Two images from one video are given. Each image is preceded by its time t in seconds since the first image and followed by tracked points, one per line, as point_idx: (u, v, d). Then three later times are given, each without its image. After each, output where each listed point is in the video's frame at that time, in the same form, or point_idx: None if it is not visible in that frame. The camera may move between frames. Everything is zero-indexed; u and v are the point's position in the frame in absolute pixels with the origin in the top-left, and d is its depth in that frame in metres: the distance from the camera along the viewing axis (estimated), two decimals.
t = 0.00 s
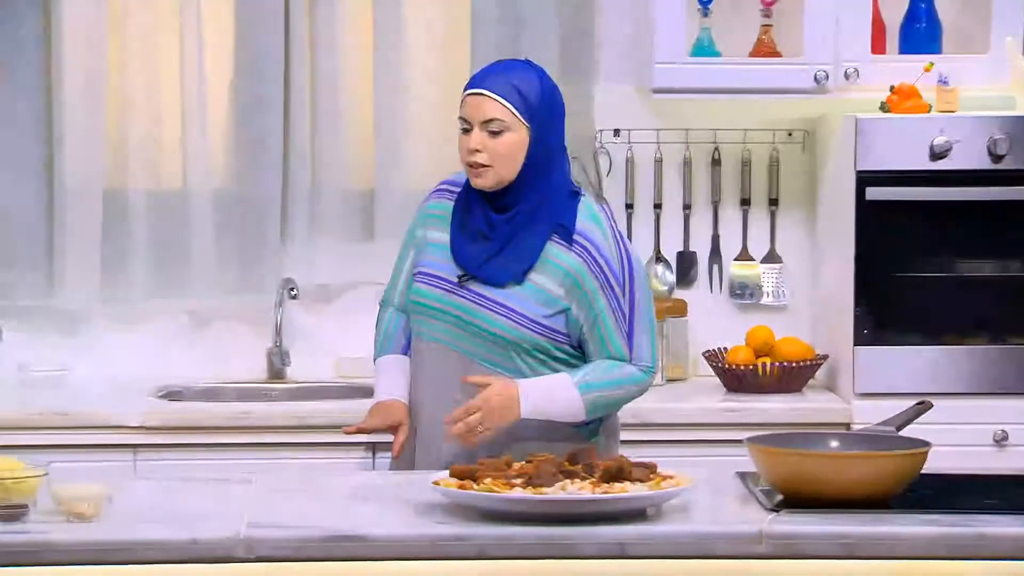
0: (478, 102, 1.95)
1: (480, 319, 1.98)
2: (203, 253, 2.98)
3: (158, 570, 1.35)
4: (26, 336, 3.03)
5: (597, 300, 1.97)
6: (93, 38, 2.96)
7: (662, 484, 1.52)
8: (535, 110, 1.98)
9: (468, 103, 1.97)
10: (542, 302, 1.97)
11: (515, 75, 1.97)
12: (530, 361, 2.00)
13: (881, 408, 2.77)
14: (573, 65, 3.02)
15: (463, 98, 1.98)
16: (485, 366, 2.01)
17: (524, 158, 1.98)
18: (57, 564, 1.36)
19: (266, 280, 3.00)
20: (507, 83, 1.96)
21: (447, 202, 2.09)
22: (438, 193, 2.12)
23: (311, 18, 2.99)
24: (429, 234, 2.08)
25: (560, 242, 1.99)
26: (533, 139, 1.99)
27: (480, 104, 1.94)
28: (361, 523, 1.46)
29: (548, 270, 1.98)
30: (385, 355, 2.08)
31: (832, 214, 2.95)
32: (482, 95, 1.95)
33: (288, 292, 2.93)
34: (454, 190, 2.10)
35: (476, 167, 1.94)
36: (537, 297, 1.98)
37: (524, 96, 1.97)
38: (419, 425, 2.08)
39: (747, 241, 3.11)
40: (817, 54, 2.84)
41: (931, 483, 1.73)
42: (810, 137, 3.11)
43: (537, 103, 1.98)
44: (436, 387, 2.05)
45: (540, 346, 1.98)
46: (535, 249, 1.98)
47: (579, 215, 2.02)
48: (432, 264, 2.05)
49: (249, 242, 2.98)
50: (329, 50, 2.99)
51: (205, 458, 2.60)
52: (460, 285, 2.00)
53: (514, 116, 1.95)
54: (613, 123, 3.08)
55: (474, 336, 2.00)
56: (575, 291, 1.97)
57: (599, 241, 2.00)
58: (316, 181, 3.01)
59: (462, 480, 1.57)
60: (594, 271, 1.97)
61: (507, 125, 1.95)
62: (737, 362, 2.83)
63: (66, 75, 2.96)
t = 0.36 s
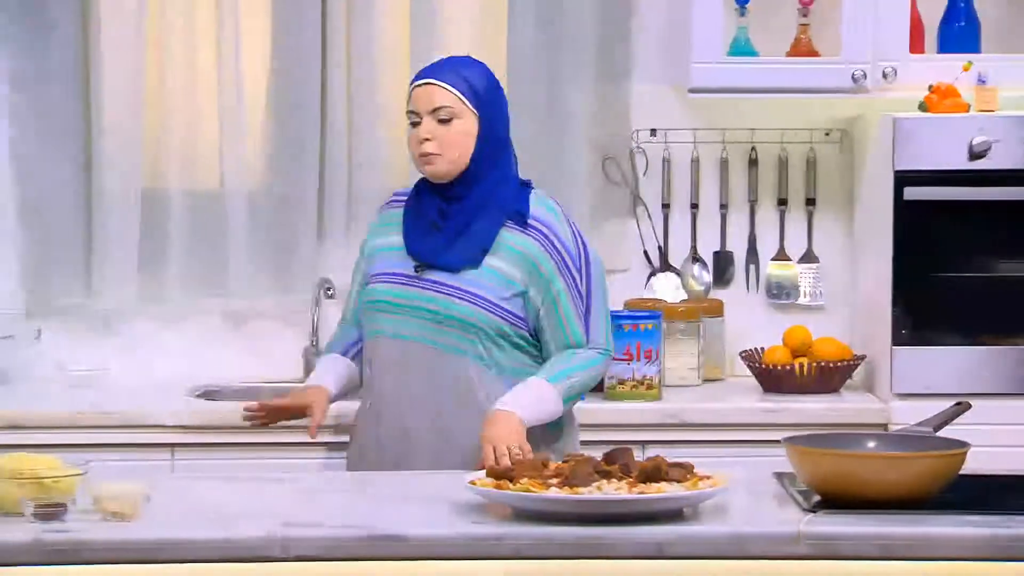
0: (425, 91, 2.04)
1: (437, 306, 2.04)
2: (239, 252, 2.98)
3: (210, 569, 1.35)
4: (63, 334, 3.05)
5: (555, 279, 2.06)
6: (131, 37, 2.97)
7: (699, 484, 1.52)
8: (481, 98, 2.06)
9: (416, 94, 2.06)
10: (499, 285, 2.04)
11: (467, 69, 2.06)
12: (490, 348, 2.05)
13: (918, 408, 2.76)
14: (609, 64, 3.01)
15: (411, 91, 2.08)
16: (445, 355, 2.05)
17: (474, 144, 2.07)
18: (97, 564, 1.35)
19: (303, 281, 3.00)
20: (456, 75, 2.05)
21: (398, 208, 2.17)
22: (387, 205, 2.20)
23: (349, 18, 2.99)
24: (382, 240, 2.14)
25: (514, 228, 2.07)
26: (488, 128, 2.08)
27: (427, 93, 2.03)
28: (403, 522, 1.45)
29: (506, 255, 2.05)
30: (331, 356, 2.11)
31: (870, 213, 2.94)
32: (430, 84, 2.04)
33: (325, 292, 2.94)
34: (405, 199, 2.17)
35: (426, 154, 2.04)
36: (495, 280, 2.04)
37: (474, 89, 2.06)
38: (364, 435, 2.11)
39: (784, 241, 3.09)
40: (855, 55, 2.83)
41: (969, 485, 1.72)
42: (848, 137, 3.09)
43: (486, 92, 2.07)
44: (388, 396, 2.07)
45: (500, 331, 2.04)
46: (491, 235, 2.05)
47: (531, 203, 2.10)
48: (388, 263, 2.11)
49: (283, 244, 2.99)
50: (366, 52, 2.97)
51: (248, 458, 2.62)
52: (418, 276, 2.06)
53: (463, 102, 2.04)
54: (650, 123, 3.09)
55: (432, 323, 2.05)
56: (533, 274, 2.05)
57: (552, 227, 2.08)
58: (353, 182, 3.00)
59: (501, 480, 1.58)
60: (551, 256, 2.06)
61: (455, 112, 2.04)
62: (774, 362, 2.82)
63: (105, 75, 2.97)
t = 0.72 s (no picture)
0: (378, 97, 2.13)
1: (389, 293, 2.15)
2: (282, 253, 3.05)
3: (234, 570, 1.34)
4: (111, 332, 3.11)
5: (512, 265, 2.16)
6: (176, 40, 3.03)
7: (745, 485, 1.45)
8: (429, 97, 2.17)
9: (367, 99, 2.14)
10: (454, 270, 2.15)
11: (417, 70, 2.17)
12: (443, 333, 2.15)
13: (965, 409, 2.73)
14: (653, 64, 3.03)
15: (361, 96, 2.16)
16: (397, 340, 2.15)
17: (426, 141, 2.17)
18: (143, 563, 1.35)
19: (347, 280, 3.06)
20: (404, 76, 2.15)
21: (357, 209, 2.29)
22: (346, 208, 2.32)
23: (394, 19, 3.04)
24: (341, 238, 2.27)
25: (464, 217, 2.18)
26: (437, 123, 2.19)
27: (380, 100, 2.12)
28: (427, 518, 1.44)
29: (459, 244, 2.16)
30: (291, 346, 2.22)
31: (915, 212, 2.94)
32: (382, 91, 2.13)
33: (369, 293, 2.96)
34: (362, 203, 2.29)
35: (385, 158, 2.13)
36: (450, 266, 2.15)
37: (421, 86, 2.16)
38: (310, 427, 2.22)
39: (829, 241, 3.17)
40: (899, 54, 2.83)
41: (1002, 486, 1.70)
42: (893, 136, 3.16)
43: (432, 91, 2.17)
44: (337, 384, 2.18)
45: (450, 316, 2.14)
46: (441, 224, 2.16)
47: (483, 195, 2.21)
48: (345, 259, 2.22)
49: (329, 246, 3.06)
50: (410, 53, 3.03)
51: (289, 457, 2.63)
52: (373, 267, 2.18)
53: (415, 105, 2.14)
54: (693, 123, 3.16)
55: (382, 311, 2.16)
56: (487, 261, 2.16)
57: (504, 215, 2.19)
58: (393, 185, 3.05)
59: (542, 480, 1.50)
60: (506, 241, 2.17)
61: (409, 114, 2.13)
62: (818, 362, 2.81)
63: (151, 79, 3.03)
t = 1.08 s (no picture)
0: (374, 97, 2.13)
1: (376, 295, 2.11)
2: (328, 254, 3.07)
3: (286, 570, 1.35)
4: (157, 333, 3.12)
5: (506, 252, 2.13)
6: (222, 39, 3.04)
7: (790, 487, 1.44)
8: (424, 97, 2.16)
9: (363, 99, 2.14)
10: (441, 266, 2.11)
11: (402, 69, 2.16)
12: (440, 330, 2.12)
13: (1012, 410, 2.70)
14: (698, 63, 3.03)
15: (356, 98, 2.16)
16: (392, 342, 2.12)
17: (422, 145, 2.16)
18: (193, 562, 1.35)
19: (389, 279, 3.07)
20: (396, 76, 2.15)
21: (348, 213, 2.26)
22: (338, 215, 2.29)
23: (439, 19, 3.05)
24: (332, 244, 2.24)
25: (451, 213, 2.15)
26: (432, 124, 2.18)
27: (375, 99, 2.12)
28: (474, 518, 1.44)
29: (448, 240, 2.13)
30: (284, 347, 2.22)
31: (964, 212, 2.93)
32: (378, 90, 2.13)
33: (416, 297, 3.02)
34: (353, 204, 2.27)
35: (379, 158, 2.13)
36: (436, 263, 2.12)
37: (414, 86, 2.15)
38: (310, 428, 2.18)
39: (875, 241, 3.16)
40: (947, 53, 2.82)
41: None
42: (940, 136, 3.14)
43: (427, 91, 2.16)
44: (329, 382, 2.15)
45: (442, 314, 2.11)
46: (427, 221, 2.13)
47: (467, 188, 2.18)
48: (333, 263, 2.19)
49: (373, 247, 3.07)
50: (456, 51, 3.05)
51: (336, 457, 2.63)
52: (359, 270, 2.15)
53: (410, 106, 2.14)
54: (738, 123, 3.16)
55: (371, 314, 2.12)
56: (477, 252, 2.13)
57: (487, 204, 2.16)
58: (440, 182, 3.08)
59: (588, 479, 1.50)
60: (492, 228, 2.13)
61: (404, 115, 2.13)
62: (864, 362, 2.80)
63: (197, 78, 3.06)
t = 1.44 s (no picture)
0: (376, 90, 2.02)
1: (365, 301, 1.99)
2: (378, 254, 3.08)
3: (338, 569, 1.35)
4: (208, 333, 3.13)
5: (509, 259, 2.01)
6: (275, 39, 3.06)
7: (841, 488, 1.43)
8: (428, 100, 2.05)
9: (365, 91, 2.03)
10: (433, 272, 1.99)
11: (407, 68, 2.04)
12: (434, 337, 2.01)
13: None
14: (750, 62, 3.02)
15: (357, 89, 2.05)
16: (382, 350, 2.01)
17: (419, 147, 2.04)
18: (245, 561, 1.35)
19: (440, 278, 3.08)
20: (400, 75, 2.03)
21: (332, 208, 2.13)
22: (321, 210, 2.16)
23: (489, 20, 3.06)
24: (313, 240, 2.11)
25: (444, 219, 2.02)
26: (431, 129, 2.06)
27: (378, 93, 2.01)
28: (525, 518, 1.44)
29: (443, 247, 2.00)
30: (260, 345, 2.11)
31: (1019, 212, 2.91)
32: (381, 84, 2.02)
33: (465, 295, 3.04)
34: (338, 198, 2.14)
35: (373, 154, 2.01)
36: (427, 268, 2.00)
37: (419, 89, 2.04)
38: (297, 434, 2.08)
39: (928, 241, 3.14)
40: (1002, 51, 2.80)
41: None
42: (994, 135, 3.13)
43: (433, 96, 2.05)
44: (314, 379, 2.05)
45: (434, 320, 1.99)
46: (417, 228, 2.00)
47: (459, 193, 2.05)
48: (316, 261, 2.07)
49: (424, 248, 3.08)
50: (507, 50, 3.06)
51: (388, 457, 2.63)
52: (345, 272, 2.02)
53: (414, 106, 2.03)
54: (790, 122, 3.14)
55: (361, 319, 2.01)
56: (476, 258, 2.00)
57: (481, 209, 2.03)
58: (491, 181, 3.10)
59: (638, 479, 1.50)
60: (489, 233, 2.01)
61: (405, 113, 2.02)
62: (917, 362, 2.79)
63: (250, 79, 3.07)
